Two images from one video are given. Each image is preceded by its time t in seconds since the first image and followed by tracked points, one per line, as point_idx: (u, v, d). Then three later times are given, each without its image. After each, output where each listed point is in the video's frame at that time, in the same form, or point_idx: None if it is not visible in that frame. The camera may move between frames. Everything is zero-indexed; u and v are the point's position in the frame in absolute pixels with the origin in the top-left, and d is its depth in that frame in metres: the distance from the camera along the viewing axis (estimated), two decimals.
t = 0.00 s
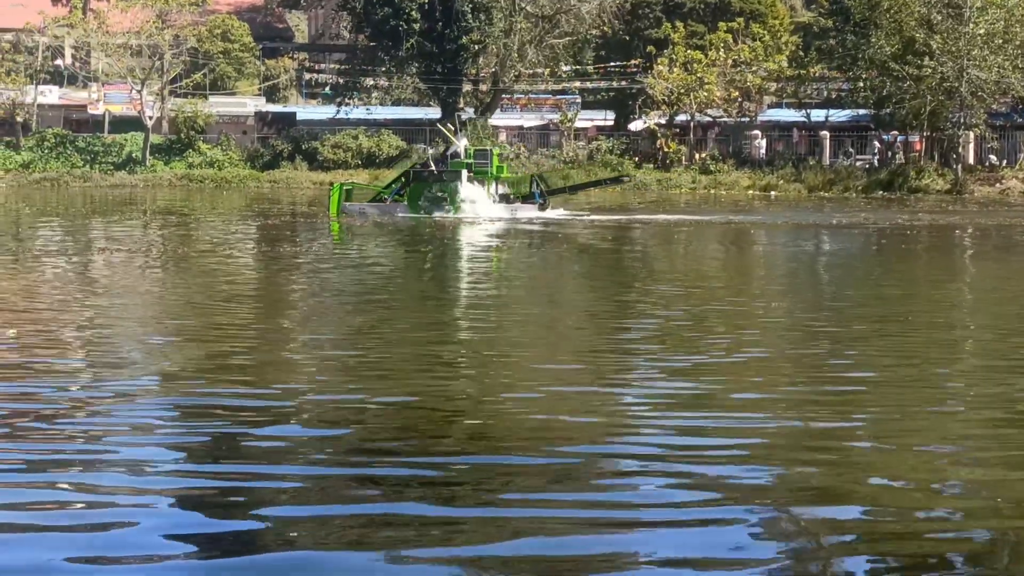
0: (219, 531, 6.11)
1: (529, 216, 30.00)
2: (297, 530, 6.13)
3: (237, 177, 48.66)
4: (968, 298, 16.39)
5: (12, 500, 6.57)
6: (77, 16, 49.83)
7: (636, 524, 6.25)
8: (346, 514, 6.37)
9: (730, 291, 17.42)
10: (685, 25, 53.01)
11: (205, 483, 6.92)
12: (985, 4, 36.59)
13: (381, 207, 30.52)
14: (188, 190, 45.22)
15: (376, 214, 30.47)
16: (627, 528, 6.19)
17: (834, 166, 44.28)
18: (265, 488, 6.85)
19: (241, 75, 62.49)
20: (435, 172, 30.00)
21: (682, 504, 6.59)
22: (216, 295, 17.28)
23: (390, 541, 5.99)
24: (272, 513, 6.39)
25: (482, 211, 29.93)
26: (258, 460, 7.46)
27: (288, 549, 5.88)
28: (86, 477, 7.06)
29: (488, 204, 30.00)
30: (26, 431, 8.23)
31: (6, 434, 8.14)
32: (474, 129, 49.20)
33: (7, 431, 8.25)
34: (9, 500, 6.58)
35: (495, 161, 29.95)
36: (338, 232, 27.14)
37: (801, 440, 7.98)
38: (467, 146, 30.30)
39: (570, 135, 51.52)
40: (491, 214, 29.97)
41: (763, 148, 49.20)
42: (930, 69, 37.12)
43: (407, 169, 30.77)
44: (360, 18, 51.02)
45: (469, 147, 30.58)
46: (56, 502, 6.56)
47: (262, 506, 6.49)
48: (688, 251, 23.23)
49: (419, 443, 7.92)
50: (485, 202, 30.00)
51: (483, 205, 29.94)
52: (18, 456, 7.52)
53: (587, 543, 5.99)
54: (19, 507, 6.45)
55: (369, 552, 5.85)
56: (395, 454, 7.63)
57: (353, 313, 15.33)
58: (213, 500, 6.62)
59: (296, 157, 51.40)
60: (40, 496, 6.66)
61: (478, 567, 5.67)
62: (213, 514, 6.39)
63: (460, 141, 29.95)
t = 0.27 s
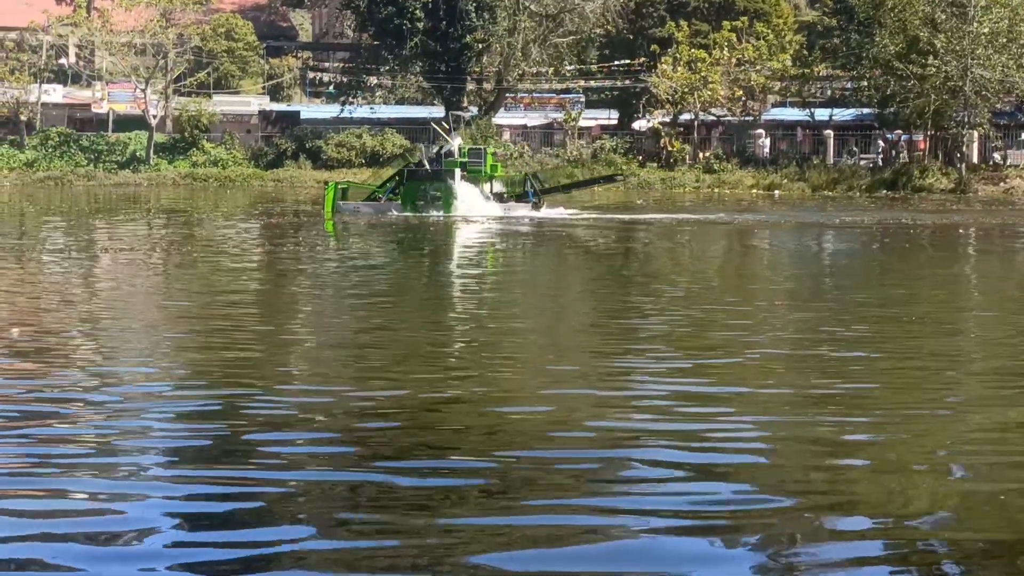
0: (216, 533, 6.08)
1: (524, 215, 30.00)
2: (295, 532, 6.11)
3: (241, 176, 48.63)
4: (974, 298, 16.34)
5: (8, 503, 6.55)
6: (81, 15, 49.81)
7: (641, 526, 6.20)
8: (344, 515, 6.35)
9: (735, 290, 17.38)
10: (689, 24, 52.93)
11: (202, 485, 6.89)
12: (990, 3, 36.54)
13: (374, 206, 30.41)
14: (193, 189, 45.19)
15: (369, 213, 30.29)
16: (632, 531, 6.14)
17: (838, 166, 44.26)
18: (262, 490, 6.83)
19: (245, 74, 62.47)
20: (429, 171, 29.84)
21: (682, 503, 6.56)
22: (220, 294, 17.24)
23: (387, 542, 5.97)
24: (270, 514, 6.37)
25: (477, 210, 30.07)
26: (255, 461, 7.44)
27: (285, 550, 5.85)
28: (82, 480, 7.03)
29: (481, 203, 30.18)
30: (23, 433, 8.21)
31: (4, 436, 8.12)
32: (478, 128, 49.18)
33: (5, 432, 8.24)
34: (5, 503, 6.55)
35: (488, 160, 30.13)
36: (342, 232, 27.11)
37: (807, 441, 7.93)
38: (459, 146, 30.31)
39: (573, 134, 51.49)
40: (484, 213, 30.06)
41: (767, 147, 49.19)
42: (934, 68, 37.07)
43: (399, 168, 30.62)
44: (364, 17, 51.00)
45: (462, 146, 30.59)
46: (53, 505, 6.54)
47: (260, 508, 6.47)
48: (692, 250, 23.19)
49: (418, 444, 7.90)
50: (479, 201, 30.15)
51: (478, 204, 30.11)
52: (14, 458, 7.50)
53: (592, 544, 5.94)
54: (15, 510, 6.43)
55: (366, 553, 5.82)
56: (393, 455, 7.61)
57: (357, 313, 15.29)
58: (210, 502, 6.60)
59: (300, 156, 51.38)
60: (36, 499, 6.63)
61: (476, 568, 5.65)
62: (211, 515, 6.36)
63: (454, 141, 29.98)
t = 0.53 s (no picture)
0: (224, 539, 6.09)
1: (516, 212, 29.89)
2: (302, 539, 6.11)
3: (244, 175, 48.65)
4: (975, 298, 16.37)
5: (14, 508, 6.55)
6: (84, 14, 49.81)
7: (643, 532, 6.22)
8: (350, 521, 6.36)
9: (736, 290, 17.41)
10: (691, 23, 52.91)
11: (208, 489, 6.90)
12: (992, 2, 36.57)
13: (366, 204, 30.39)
14: (196, 189, 45.18)
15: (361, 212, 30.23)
16: (634, 536, 6.17)
17: (840, 165, 44.28)
18: (270, 494, 6.85)
19: (247, 73, 62.47)
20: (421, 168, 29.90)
21: (688, 510, 6.56)
22: (223, 294, 17.27)
23: (392, 548, 5.99)
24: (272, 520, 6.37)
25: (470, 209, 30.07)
26: (260, 465, 7.45)
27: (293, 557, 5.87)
28: (87, 483, 7.04)
29: (474, 201, 30.17)
30: (30, 434, 8.23)
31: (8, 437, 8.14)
32: (480, 127, 49.21)
33: (9, 434, 8.26)
34: (11, 507, 6.56)
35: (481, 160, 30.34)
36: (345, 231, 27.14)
37: (809, 443, 7.96)
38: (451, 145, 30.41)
39: (576, 134, 51.51)
40: (477, 211, 30.12)
41: (770, 145, 49.20)
42: (936, 67, 37.07)
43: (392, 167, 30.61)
44: (366, 16, 51.03)
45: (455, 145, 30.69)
46: (60, 509, 6.54)
47: (267, 514, 6.47)
48: (695, 250, 23.20)
49: (423, 446, 7.91)
50: (471, 200, 30.16)
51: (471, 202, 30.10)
52: (20, 460, 7.52)
53: (594, 549, 5.97)
54: (22, 516, 6.44)
55: (371, 559, 5.84)
56: (398, 458, 7.63)
57: (360, 312, 15.33)
58: (217, 507, 6.59)
59: (303, 155, 51.40)
60: (43, 504, 6.64)
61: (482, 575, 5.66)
62: (219, 520, 6.37)
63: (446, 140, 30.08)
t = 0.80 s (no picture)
0: (228, 536, 6.10)
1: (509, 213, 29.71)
2: (305, 535, 6.12)
3: (246, 176, 48.61)
4: (977, 298, 16.36)
5: (18, 505, 6.57)
6: (86, 14, 49.76)
7: (646, 530, 6.21)
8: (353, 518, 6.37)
9: (739, 291, 17.39)
10: (693, 24, 52.84)
11: (213, 487, 6.91)
12: (995, 3, 36.53)
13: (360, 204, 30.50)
14: (198, 189, 45.15)
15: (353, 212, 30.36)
16: (637, 534, 6.15)
17: (843, 165, 44.24)
18: (274, 491, 6.85)
19: (249, 73, 62.44)
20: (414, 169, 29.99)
21: (691, 508, 6.57)
22: (226, 294, 17.27)
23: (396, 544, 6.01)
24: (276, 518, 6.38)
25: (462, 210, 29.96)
26: (262, 464, 7.45)
27: (297, 554, 5.88)
28: (90, 483, 7.05)
29: (467, 202, 30.08)
30: (33, 435, 8.25)
31: (11, 438, 8.16)
32: (483, 128, 49.19)
33: (13, 433, 8.28)
34: (16, 506, 6.57)
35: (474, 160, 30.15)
36: (348, 232, 27.13)
37: (814, 444, 7.94)
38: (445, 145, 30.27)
39: (578, 134, 51.46)
40: (469, 212, 30.02)
41: (772, 146, 49.17)
42: (938, 68, 37.03)
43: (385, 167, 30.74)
44: (368, 17, 51.01)
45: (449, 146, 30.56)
46: (64, 506, 6.56)
47: (270, 511, 6.49)
48: (697, 251, 23.15)
49: (426, 445, 7.93)
50: (464, 200, 30.05)
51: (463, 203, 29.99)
52: (23, 460, 7.54)
53: (599, 548, 5.95)
54: (30, 513, 6.45)
55: (376, 555, 5.85)
56: (400, 456, 7.64)
57: (363, 313, 15.32)
58: (220, 505, 6.61)
59: (305, 156, 51.37)
60: (47, 502, 6.66)
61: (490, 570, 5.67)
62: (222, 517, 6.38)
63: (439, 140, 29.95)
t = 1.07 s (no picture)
0: (225, 540, 6.09)
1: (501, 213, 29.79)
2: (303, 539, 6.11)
3: (249, 176, 48.59)
4: (979, 298, 16.33)
5: (16, 509, 6.56)
6: (89, 15, 49.78)
7: (646, 538, 6.14)
8: (350, 521, 6.36)
9: (741, 291, 17.36)
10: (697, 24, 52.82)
11: (211, 491, 6.89)
12: (998, 3, 36.50)
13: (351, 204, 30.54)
14: (201, 189, 45.15)
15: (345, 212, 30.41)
16: (635, 542, 6.08)
17: (846, 165, 44.23)
18: (272, 494, 6.85)
19: (252, 74, 62.46)
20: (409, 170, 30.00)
21: (689, 510, 6.55)
22: (229, 294, 17.24)
23: (394, 548, 5.99)
24: (274, 521, 6.37)
25: (456, 211, 30.08)
26: (261, 465, 7.45)
27: (294, 558, 5.87)
28: (88, 485, 7.04)
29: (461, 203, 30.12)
30: (32, 438, 8.26)
31: (9, 441, 8.17)
32: (485, 128, 49.19)
33: (11, 436, 8.29)
34: (14, 508, 6.57)
35: (467, 160, 30.17)
36: (350, 232, 27.13)
37: (813, 448, 7.89)
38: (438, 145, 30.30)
39: (580, 134, 51.47)
40: (462, 212, 30.07)
41: (774, 146, 49.22)
42: (941, 68, 37.00)
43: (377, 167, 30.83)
44: (372, 17, 51.03)
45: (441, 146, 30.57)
46: (62, 511, 6.53)
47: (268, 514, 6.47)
48: (699, 251, 23.18)
49: (425, 447, 7.92)
50: (458, 202, 30.16)
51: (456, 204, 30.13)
52: (21, 462, 7.55)
53: (597, 556, 5.89)
54: (29, 517, 6.42)
55: (372, 559, 5.84)
56: (399, 458, 7.63)
57: (364, 313, 15.30)
58: (218, 507, 6.60)
59: (308, 156, 51.35)
60: (44, 504, 6.65)
61: None
62: (220, 521, 6.37)
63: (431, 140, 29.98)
